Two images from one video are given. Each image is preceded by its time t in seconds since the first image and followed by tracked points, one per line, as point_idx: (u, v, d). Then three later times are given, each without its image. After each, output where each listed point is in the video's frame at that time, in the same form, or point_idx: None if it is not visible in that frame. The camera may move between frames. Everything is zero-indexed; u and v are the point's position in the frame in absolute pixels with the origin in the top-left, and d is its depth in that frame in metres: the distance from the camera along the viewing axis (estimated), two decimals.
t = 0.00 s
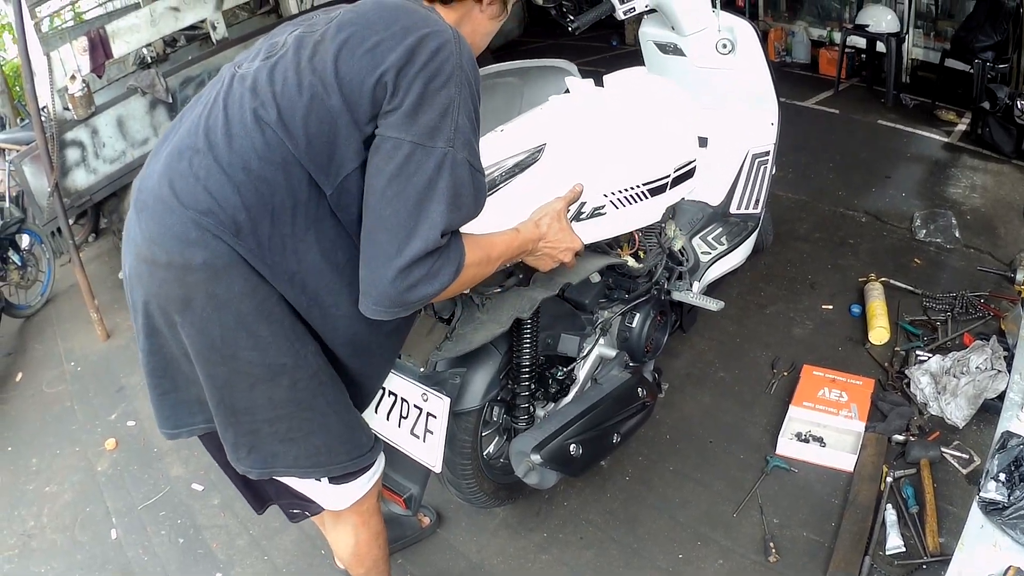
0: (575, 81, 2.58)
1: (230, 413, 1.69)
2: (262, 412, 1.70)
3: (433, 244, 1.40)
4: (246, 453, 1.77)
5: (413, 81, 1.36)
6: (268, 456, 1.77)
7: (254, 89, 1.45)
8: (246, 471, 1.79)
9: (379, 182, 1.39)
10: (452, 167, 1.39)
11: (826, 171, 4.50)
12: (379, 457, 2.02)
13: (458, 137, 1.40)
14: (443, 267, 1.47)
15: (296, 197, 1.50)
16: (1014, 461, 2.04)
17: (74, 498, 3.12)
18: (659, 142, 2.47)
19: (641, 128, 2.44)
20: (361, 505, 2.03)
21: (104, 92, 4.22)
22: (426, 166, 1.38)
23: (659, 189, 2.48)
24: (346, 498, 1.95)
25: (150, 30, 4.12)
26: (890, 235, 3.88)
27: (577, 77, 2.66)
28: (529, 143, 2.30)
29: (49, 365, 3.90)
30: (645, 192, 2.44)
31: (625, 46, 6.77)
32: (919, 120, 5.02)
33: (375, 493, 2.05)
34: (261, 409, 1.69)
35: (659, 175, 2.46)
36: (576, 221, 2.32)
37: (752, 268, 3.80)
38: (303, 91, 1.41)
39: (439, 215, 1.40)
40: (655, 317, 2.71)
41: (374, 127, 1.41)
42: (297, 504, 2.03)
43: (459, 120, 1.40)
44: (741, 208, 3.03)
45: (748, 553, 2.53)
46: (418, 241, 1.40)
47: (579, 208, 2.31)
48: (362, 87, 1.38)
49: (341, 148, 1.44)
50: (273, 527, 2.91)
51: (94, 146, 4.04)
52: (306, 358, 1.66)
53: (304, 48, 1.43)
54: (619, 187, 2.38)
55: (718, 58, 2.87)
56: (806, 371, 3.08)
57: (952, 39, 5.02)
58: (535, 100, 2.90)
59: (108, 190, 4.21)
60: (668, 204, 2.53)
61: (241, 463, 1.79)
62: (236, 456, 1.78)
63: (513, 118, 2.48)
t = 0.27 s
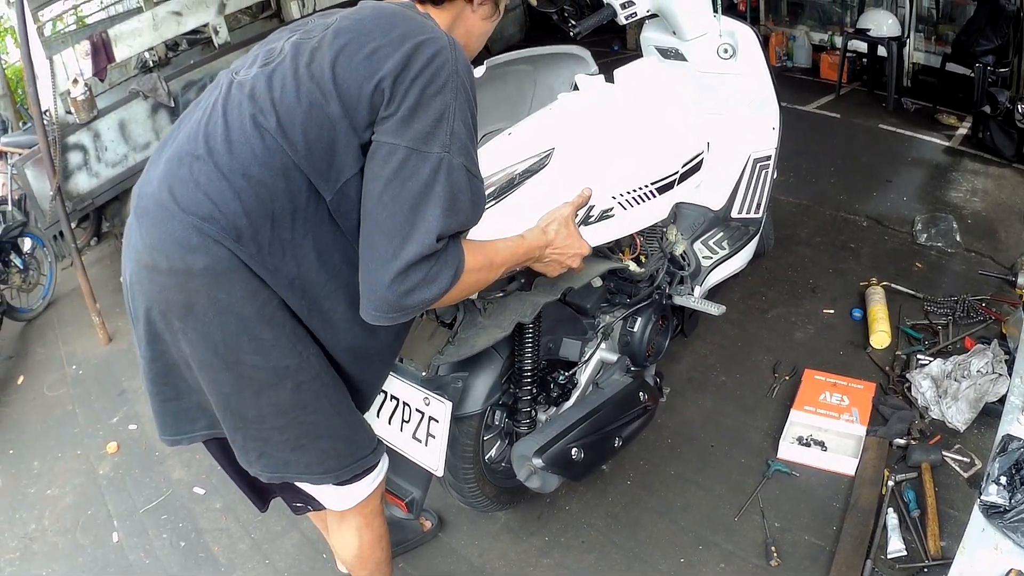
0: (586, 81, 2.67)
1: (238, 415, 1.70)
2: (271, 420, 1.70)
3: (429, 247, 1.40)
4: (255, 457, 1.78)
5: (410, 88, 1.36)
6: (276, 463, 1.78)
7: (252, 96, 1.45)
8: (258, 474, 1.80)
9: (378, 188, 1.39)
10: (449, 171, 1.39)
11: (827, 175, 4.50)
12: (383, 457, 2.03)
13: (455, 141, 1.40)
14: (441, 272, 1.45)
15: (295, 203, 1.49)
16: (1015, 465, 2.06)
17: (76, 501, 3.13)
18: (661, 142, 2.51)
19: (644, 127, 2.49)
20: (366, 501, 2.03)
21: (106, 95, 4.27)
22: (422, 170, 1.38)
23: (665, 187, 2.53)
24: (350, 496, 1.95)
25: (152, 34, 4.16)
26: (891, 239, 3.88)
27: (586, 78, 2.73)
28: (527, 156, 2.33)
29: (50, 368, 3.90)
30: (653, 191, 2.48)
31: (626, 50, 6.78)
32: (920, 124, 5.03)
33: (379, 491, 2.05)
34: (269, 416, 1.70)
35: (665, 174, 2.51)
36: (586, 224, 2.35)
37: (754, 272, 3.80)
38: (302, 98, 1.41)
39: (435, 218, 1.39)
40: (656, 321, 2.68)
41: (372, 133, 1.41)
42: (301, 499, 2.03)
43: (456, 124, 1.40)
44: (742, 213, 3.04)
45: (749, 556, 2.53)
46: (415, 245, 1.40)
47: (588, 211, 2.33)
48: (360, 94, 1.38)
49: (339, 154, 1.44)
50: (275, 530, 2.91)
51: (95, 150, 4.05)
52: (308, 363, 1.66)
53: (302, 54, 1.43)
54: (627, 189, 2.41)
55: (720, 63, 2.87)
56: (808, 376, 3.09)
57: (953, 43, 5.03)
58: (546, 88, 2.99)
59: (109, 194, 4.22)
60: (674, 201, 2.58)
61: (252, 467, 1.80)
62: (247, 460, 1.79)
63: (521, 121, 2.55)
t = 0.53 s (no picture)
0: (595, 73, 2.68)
1: (245, 430, 1.69)
2: (274, 424, 1.69)
3: (436, 253, 1.40)
4: (264, 473, 1.76)
5: (412, 93, 1.36)
6: (284, 476, 1.76)
7: (252, 101, 1.44)
8: (269, 493, 1.77)
9: (382, 195, 1.40)
10: (453, 176, 1.39)
11: (828, 177, 4.51)
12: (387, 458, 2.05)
13: (457, 146, 1.40)
14: (451, 275, 1.46)
15: (295, 210, 1.49)
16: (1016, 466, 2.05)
17: (76, 502, 3.13)
18: (669, 135, 2.54)
19: (652, 120, 2.51)
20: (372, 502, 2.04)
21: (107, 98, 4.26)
22: (426, 177, 1.38)
23: (675, 177, 2.55)
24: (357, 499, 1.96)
25: (153, 35, 4.16)
26: (891, 241, 3.88)
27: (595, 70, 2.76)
28: (536, 153, 2.29)
29: (51, 369, 3.91)
30: (664, 181, 2.50)
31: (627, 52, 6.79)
32: (921, 126, 5.03)
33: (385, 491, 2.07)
34: (270, 422, 1.69)
35: (674, 164, 2.54)
36: (599, 219, 2.34)
37: (754, 274, 3.80)
38: (302, 104, 1.41)
39: (441, 223, 1.39)
40: (656, 323, 2.69)
41: (374, 139, 1.41)
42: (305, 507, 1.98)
43: (458, 128, 1.40)
44: (743, 214, 3.04)
45: (749, 558, 2.53)
46: (421, 251, 1.40)
47: (601, 205, 2.32)
48: (361, 100, 1.38)
49: (340, 160, 1.44)
50: (275, 531, 2.91)
51: (96, 151, 4.06)
52: (308, 365, 1.66)
53: (301, 60, 1.43)
54: (637, 181, 2.42)
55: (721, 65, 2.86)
56: (807, 378, 3.08)
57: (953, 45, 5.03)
58: (550, 74, 3.00)
59: (110, 195, 4.23)
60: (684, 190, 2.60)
61: (263, 489, 1.77)
62: (257, 481, 1.76)
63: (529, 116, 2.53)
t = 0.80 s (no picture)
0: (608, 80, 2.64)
1: (246, 436, 1.67)
2: (275, 430, 1.68)
3: (443, 259, 1.40)
4: (264, 477, 1.73)
5: (414, 97, 1.37)
6: (286, 480, 1.75)
7: (250, 105, 1.44)
8: (268, 499, 1.75)
9: (386, 201, 1.40)
10: (457, 181, 1.39)
11: (829, 178, 4.51)
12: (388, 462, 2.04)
13: (461, 151, 1.40)
14: (458, 283, 1.46)
15: (295, 215, 1.49)
16: (1018, 467, 1.94)
17: (77, 503, 3.13)
18: (677, 149, 2.55)
19: (660, 133, 2.50)
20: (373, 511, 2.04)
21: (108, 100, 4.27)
22: (430, 182, 1.38)
23: (680, 191, 2.55)
24: (360, 505, 1.96)
25: (155, 37, 4.17)
26: (892, 242, 3.88)
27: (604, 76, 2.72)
28: (552, 155, 2.31)
29: (52, 371, 3.91)
30: (669, 195, 2.49)
31: (627, 54, 6.79)
32: (922, 127, 5.03)
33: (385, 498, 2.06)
34: (268, 427, 1.67)
35: (680, 177, 2.54)
36: (603, 229, 2.35)
37: (755, 275, 3.80)
38: (302, 108, 1.41)
39: (446, 229, 1.39)
40: (657, 325, 2.68)
41: (376, 143, 1.42)
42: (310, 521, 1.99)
43: (461, 133, 1.40)
44: (744, 215, 3.04)
45: (751, 559, 2.52)
46: (427, 258, 1.40)
47: (606, 216, 2.33)
48: (362, 104, 1.38)
49: (340, 165, 1.45)
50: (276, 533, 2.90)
51: (97, 152, 4.06)
52: (309, 368, 1.66)
53: (300, 62, 1.43)
54: (642, 193, 2.42)
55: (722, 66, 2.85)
56: (810, 379, 3.08)
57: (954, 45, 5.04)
58: (558, 84, 3.01)
59: (111, 197, 4.23)
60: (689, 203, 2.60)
61: (263, 492, 1.74)
62: (257, 485, 1.73)
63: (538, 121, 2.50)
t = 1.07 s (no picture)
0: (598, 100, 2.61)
1: (247, 451, 1.68)
2: (275, 440, 1.69)
3: (445, 278, 1.40)
4: (266, 487, 1.74)
5: (414, 113, 1.36)
6: (290, 488, 1.75)
7: (250, 117, 1.44)
8: (269, 509, 1.76)
9: (387, 219, 1.39)
10: (459, 199, 1.39)
11: (829, 180, 4.51)
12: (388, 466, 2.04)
13: (463, 168, 1.40)
14: (459, 305, 1.47)
15: (294, 228, 1.49)
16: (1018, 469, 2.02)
17: (77, 506, 3.13)
18: (671, 165, 2.53)
19: (653, 150, 2.49)
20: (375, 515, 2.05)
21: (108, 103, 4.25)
22: (432, 200, 1.38)
23: (675, 207, 2.50)
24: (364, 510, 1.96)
25: (155, 40, 4.13)
26: (893, 244, 3.89)
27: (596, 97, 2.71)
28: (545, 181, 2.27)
29: (52, 374, 3.91)
30: (664, 211, 2.45)
31: (628, 57, 6.79)
32: (922, 129, 5.04)
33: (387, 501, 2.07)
34: (271, 438, 1.68)
35: (675, 194, 2.49)
36: (598, 250, 2.29)
37: (755, 277, 3.80)
38: (301, 120, 1.40)
39: (448, 248, 1.39)
40: (658, 327, 2.69)
41: (376, 159, 1.42)
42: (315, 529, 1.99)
43: (463, 148, 1.41)
44: (744, 218, 3.04)
45: (752, 561, 2.52)
46: (429, 277, 1.40)
47: (599, 238, 2.28)
48: (362, 118, 1.38)
49: (339, 178, 1.45)
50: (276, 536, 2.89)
51: (98, 156, 4.07)
52: (310, 377, 1.66)
53: (300, 73, 1.42)
54: (636, 212, 2.37)
55: (721, 69, 2.88)
56: (810, 381, 3.08)
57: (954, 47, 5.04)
58: (553, 93, 3.01)
59: (111, 200, 4.24)
60: (684, 218, 2.55)
61: (266, 503, 1.75)
62: (259, 496, 1.74)
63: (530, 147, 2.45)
